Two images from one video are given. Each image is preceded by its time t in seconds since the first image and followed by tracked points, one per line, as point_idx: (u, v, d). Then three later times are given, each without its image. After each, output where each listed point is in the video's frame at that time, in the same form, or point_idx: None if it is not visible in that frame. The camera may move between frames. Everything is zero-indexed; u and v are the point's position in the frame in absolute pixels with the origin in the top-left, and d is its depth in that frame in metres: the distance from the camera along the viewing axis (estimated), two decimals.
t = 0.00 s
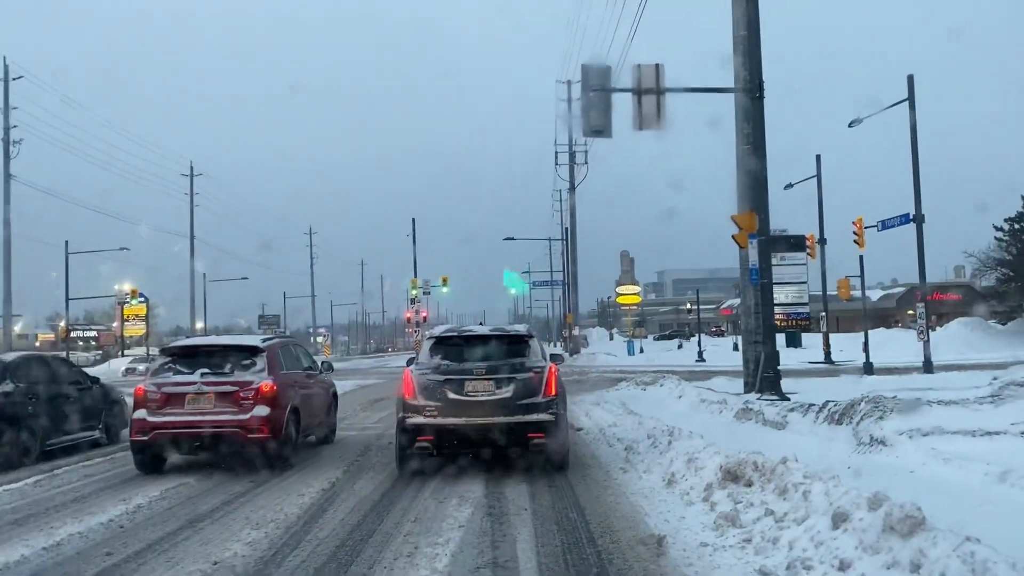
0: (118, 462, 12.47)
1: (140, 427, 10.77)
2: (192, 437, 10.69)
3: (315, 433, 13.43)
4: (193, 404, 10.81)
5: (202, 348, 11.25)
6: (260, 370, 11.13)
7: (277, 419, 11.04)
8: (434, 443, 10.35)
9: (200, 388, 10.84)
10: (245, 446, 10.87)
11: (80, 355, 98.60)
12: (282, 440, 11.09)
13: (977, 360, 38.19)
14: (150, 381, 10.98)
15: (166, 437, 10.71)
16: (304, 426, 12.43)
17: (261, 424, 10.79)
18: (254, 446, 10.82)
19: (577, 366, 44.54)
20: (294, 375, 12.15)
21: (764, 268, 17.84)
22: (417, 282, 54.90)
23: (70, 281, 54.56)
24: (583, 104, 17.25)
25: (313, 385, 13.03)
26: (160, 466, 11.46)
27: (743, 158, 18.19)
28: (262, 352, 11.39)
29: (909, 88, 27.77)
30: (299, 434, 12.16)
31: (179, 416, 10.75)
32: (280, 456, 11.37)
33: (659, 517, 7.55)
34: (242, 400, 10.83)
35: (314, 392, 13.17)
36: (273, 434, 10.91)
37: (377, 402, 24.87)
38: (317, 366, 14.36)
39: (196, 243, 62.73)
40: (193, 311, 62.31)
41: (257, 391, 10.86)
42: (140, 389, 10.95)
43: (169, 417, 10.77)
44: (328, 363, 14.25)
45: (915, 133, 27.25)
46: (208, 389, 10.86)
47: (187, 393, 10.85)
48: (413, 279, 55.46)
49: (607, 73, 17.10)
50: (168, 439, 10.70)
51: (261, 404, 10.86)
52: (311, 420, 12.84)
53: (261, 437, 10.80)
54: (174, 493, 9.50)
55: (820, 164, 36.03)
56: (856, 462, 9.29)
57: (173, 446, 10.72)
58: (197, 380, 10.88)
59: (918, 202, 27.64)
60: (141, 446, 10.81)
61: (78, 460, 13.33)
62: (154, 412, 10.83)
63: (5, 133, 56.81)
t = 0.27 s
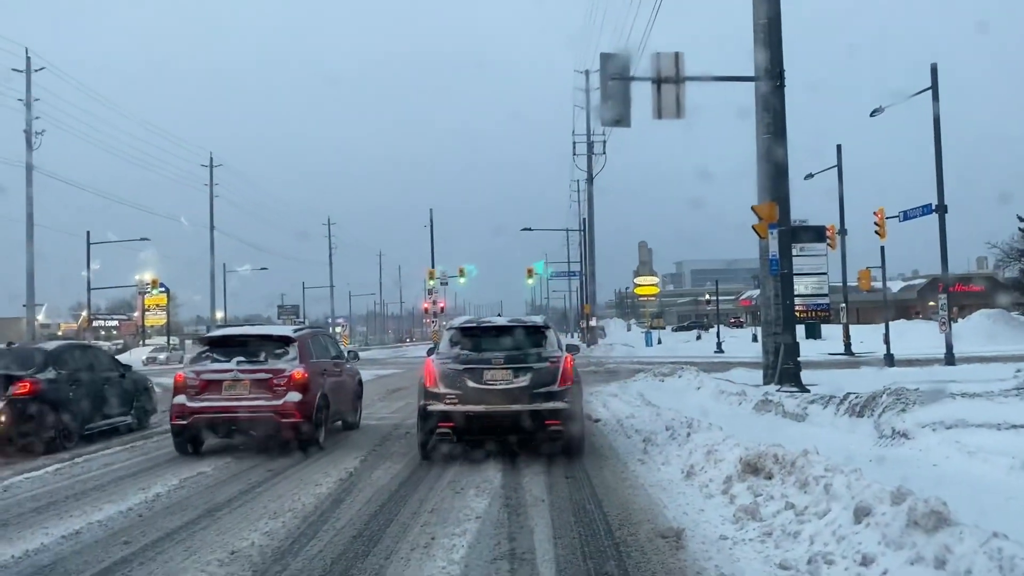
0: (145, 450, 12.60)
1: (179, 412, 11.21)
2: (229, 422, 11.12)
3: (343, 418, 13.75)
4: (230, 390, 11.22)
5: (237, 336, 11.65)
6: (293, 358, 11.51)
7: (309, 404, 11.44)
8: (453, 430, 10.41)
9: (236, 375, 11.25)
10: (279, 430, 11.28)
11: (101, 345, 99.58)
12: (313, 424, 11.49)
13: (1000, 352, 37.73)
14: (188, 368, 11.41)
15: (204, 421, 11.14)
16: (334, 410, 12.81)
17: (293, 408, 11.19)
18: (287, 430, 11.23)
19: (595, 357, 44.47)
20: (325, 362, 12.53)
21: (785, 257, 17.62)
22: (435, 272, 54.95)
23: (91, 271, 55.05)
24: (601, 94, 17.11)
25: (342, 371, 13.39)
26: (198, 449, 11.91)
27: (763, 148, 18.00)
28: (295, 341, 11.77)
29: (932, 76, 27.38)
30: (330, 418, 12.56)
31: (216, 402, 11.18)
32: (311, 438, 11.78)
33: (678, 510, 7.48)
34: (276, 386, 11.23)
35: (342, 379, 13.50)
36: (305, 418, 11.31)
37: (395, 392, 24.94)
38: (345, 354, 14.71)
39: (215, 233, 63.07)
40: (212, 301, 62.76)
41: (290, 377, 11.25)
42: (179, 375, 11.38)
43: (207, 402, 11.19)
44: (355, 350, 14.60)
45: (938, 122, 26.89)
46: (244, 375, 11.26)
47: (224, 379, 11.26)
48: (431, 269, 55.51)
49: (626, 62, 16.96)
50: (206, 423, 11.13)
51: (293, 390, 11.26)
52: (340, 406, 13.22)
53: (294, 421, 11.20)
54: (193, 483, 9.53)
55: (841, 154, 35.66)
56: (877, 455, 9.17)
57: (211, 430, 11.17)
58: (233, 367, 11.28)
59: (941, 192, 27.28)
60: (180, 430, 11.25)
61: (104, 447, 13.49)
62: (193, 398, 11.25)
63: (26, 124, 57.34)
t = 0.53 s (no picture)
0: (161, 440, 12.57)
1: (220, 396, 12.25)
2: (264, 406, 12.14)
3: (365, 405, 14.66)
4: (266, 377, 12.25)
5: (272, 327, 12.67)
6: (323, 348, 12.54)
7: (338, 389, 12.47)
8: (472, 418, 10.61)
9: (272, 362, 12.29)
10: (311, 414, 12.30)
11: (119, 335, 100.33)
12: (342, 408, 12.52)
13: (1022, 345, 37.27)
14: (227, 357, 12.43)
15: (242, 405, 12.17)
16: (360, 397, 13.84)
17: (324, 394, 12.22)
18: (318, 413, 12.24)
19: (610, 349, 44.35)
20: (351, 351, 13.55)
21: (804, 251, 17.44)
22: (451, 264, 54.95)
23: (106, 262, 55.33)
24: (618, 84, 16.94)
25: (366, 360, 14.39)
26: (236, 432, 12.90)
27: (783, 139, 17.77)
28: (324, 332, 12.78)
29: (954, 66, 26.98)
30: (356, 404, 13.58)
31: (254, 387, 12.20)
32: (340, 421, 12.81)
33: (696, 505, 7.37)
34: (308, 373, 12.26)
35: (367, 367, 14.53)
36: (335, 403, 12.34)
37: (411, 383, 24.96)
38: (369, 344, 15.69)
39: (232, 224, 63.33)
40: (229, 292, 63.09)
41: (321, 365, 12.27)
42: (219, 363, 12.41)
43: (246, 388, 12.23)
44: (378, 341, 15.59)
45: (960, 112, 26.51)
46: (279, 363, 12.29)
47: (261, 367, 12.30)
48: (446, 261, 55.50)
49: (643, 52, 16.77)
50: (244, 407, 12.15)
51: (324, 377, 12.28)
52: (365, 393, 14.23)
53: (324, 405, 12.23)
54: (209, 474, 9.51)
55: (860, 145, 35.27)
56: (898, 450, 9.02)
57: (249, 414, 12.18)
58: (269, 356, 12.33)
59: (963, 183, 26.90)
60: (221, 413, 12.28)
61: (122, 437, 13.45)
62: (232, 383, 12.30)
63: (45, 115, 57.71)
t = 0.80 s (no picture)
0: (170, 433, 12.29)
1: (254, 383, 13.17)
2: (295, 392, 13.05)
3: (387, 393, 15.59)
4: (296, 365, 13.17)
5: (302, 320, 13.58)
6: (349, 339, 13.44)
7: (363, 378, 13.38)
8: (489, 406, 11.43)
9: (302, 352, 13.20)
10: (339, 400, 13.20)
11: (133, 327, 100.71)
12: (367, 395, 13.44)
13: None
14: (261, 346, 13.37)
15: (274, 392, 13.10)
16: (383, 386, 14.76)
17: (350, 381, 13.14)
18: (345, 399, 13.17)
19: (625, 343, 44.01)
20: (375, 343, 14.48)
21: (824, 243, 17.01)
22: (464, 256, 54.70)
23: (121, 254, 55.43)
24: (634, 72, 16.58)
25: (388, 351, 15.31)
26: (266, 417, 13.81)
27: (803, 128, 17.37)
28: (351, 324, 13.68)
29: (979, 55, 26.39)
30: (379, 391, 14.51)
31: (285, 375, 13.12)
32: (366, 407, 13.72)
33: (714, 506, 7.04)
34: (336, 362, 13.17)
35: (389, 358, 15.46)
36: (360, 390, 13.26)
37: (423, 376, 24.76)
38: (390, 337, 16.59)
39: (246, 216, 63.34)
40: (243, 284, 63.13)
41: (348, 355, 13.19)
42: (253, 353, 13.34)
43: (278, 375, 13.13)
44: (399, 333, 16.48)
45: (984, 103, 25.93)
46: (308, 353, 13.21)
47: (291, 356, 13.21)
48: (460, 253, 55.27)
49: (661, 39, 16.41)
50: (276, 393, 13.08)
51: (350, 365, 13.20)
52: (386, 382, 15.14)
53: (351, 392, 13.15)
54: (214, 468, 9.24)
55: (881, 136, 34.70)
56: (926, 449, 8.66)
57: (280, 400, 13.07)
58: (299, 346, 13.23)
59: (987, 175, 26.35)
60: (254, 398, 13.22)
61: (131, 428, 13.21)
62: (265, 371, 13.22)
63: (60, 108, 57.87)
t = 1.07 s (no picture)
0: (172, 427, 11.95)
1: (283, 372, 13.90)
2: (322, 380, 13.77)
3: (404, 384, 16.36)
4: (323, 355, 13.89)
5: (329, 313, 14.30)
6: (373, 331, 14.16)
7: (386, 368, 14.10)
8: (502, 397, 11.77)
9: (329, 343, 13.93)
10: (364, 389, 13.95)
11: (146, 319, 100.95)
12: (390, 384, 14.17)
13: None
14: (290, 337, 14.10)
15: (303, 380, 13.83)
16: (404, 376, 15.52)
17: (374, 371, 13.86)
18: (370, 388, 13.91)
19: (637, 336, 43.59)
20: (396, 335, 15.22)
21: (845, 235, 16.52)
22: (475, 249, 54.33)
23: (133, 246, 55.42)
24: (649, 58, 16.14)
25: (408, 344, 16.08)
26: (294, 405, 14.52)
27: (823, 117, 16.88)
28: (375, 318, 14.40)
29: (1002, 43, 25.75)
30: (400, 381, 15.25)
31: (313, 364, 13.85)
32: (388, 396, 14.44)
33: (735, 512, 6.63)
34: (361, 353, 13.89)
35: (409, 350, 16.24)
36: (384, 379, 13.99)
37: (433, 370, 24.46)
38: (408, 330, 17.37)
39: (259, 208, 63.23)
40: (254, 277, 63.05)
41: (372, 346, 13.92)
42: (283, 343, 14.08)
43: (306, 365, 13.86)
44: (418, 326, 17.25)
45: (1007, 93, 25.31)
46: (335, 344, 13.94)
47: (319, 347, 13.93)
48: (471, 246, 54.93)
49: (677, 25, 15.95)
50: (305, 381, 13.80)
51: (374, 356, 13.92)
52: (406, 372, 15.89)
53: (375, 381, 13.88)
54: (214, 465, 8.90)
55: (899, 127, 34.08)
56: (957, 451, 8.22)
57: (308, 387, 13.78)
58: (326, 337, 13.96)
59: (1009, 167, 25.75)
60: (283, 386, 13.94)
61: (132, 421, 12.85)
62: (294, 361, 13.94)
63: (72, 101, 57.85)
